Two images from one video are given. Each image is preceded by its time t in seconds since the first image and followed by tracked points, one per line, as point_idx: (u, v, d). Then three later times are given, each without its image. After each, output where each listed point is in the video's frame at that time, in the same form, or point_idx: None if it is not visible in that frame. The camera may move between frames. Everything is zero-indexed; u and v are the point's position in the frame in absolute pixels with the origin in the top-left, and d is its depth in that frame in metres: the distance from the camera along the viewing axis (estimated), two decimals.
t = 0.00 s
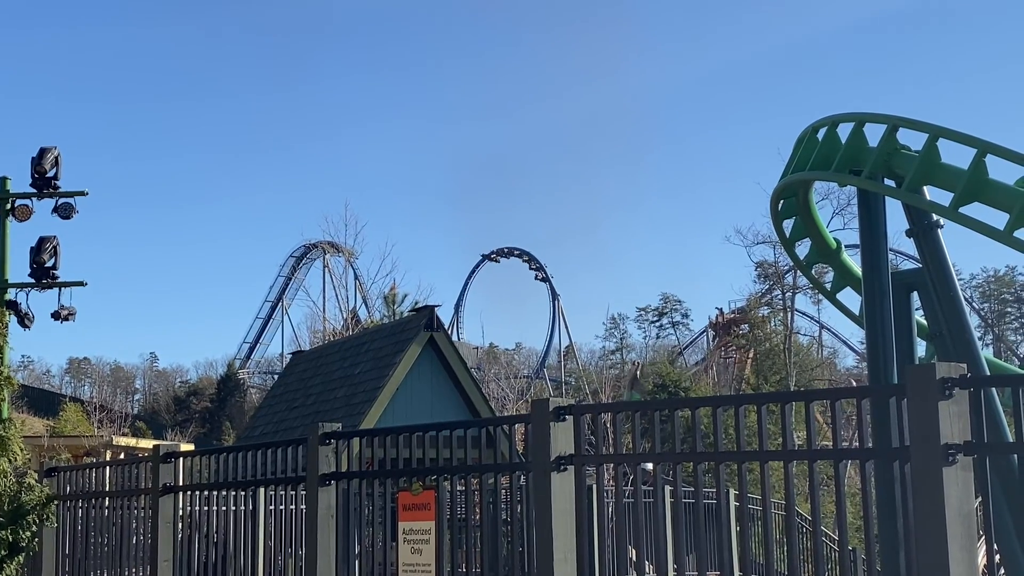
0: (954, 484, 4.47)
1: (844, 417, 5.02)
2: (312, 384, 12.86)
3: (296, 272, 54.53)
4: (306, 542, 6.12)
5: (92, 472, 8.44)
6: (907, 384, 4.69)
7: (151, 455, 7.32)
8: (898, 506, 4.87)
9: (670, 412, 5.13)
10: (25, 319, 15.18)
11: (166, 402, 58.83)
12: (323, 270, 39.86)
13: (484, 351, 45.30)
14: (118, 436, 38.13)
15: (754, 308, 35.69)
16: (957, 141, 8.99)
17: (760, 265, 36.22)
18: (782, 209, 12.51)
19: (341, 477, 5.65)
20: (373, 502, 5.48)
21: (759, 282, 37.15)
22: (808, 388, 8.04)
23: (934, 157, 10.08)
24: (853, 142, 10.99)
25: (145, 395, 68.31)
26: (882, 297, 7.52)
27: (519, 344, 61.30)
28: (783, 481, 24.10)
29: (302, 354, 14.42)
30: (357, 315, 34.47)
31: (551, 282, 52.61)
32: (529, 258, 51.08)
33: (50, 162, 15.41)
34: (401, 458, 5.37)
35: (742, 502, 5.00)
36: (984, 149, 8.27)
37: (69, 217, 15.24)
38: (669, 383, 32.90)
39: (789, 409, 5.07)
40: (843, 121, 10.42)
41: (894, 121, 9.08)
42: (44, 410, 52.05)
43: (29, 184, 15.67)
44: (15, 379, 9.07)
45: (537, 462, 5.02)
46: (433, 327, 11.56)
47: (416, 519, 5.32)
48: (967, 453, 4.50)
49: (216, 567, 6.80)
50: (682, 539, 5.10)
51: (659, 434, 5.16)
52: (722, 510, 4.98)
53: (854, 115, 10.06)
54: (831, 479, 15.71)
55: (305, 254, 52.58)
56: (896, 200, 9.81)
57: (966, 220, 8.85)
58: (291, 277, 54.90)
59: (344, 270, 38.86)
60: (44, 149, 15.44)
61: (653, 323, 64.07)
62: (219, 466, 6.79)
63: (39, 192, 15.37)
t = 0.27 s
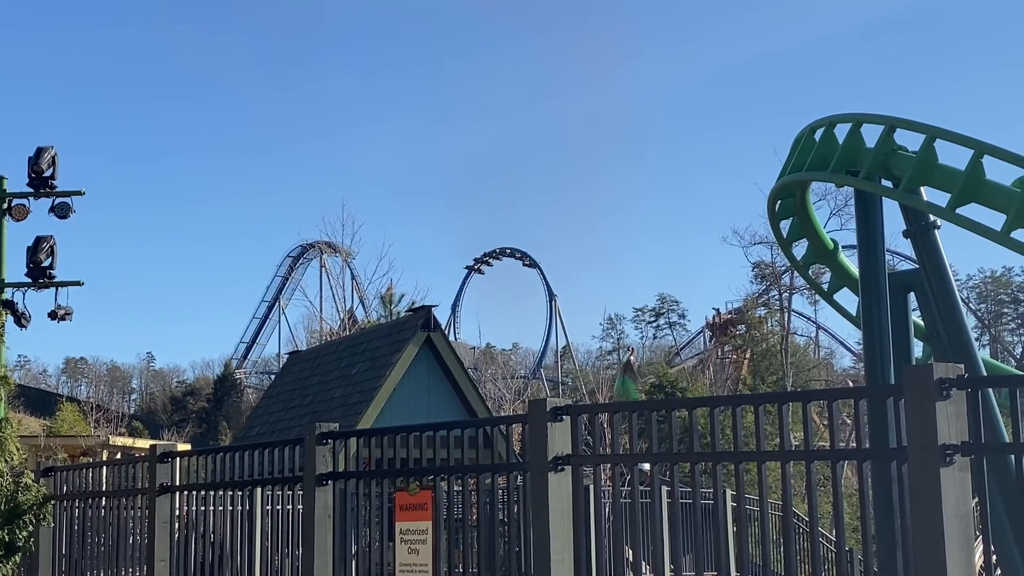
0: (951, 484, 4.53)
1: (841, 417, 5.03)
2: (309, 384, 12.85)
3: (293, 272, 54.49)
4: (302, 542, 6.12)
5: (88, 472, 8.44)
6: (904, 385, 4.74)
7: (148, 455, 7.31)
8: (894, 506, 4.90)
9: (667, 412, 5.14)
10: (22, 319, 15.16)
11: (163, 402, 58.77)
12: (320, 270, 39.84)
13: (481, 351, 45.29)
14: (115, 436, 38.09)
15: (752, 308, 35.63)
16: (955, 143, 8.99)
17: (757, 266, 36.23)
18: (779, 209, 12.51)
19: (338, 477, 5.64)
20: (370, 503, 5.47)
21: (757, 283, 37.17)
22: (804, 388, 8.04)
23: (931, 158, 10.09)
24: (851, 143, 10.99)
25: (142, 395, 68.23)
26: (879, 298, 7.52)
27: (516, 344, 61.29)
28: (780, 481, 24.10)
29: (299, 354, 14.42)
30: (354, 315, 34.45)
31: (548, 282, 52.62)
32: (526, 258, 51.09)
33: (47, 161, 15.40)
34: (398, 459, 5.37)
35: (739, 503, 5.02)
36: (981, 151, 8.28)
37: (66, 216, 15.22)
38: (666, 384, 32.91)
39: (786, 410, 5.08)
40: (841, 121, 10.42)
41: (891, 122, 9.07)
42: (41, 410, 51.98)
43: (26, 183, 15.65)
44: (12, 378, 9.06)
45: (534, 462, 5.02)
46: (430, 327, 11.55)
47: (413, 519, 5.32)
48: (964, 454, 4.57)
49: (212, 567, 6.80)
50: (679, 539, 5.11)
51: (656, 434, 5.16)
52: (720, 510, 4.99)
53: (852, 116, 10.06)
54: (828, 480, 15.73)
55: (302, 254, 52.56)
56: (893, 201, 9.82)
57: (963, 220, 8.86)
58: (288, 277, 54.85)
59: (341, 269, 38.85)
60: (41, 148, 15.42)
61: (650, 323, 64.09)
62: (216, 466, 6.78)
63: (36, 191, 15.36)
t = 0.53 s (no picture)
0: (948, 484, 4.56)
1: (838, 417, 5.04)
2: (305, 384, 12.83)
3: (289, 272, 54.41)
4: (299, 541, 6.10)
5: (84, 471, 8.43)
6: (901, 384, 4.77)
7: (145, 454, 7.30)
8: (892, 507, 4.91)
9: (663, 412, 5.14)
10: (18, 317, 15.13)
11: (158, 401, 58.67)
12: (317, 269, 39.77)
13: (477, 351, 45.27)
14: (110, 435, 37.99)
15: (748, 308, 35.23)
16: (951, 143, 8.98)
17: (753, 266, 36.23)
18: (776, 209, 12.52)
19: (335, 476, 5.62)
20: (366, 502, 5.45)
21: (753, 283, 37.17)
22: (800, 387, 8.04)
23: (927, 158, 10.10)
24: (847, 143, 11.00)
25: (137, 395, 68.12)
26: (875, 298, 7.52)
27: (512, 345, 61.26)
28: (776, 481, 24.11)
29: (295, 353, 14.40)
30: (350, 315, 34.39)
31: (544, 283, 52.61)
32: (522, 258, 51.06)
33: (44, 160, 15.36)
34: (394, 458, 5.35)
35: (735, 502, 5.03)
36: (977, 151, 8.28)
37: (63, 215, 15.19)
38: (662, 384, 32.90)
39: (782, 410, 5.08)
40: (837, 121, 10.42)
41: (887, 123, 9.06)
42: (36, 409, 51.86)
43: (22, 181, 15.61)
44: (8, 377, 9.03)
45: (531, 461, 5.02)
46: (426, 327, 11.55)
47: (409, 519, 5.31)
48: (961, 453, 4.59)
49: (208, 567, 6.78)
50: (676, 539, 5.11)
51: (653, 434, 5.16)
52: (716, 509, 5.00)
53: (848, 116, 10.07)
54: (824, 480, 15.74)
55: (298, 253, 52.55)
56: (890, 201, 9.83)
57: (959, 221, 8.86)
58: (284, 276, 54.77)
59: (337, 269, 38.84)
60: (37, 146, 15.39)
61: (646, 323, 64.11)
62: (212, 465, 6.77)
63: (32, 190, 15.33)
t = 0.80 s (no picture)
0: (942, 484, 4.58)
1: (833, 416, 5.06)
2: (300, 383, 12.83)
3: (285, 271, 54.39)
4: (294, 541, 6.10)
5: (80, 471, 8.41)
6: (896, 385, 4.78)
7: (140, 453, 7.30)
8: (886, 506, 4.92)
9: (659, 412, 5.14)
10: (13, 317, 15.12)
11: (153, 400, 58.62)
12: (313, 268, 39.75)
13: (473, 351, 45.27)
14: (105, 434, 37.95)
15: (743, 308, 35.39)
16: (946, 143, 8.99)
17: (749, 266, 36.25)
18: (771, 209, 12.53)
19: (331, 476, 5.62)
20: (362, 502, 5.46)
21: (749, 283, 37.20)
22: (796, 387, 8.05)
23: (923, 158, 10.11)
24: (843, 143, 11.01)
25: (132, 394, 68.07)
26: (870, 299, 7.53)
27: (508, 344, 61.28)
28: (771, 481, 24.13)
29: (291, 353, 14.40)
30: (346, 314, 34.38)
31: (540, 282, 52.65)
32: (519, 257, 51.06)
33: (39, 159, 15.35)
34: (390, 458, 5.35)
35: (730, 502, 5.03)
36: (972, 151, 8.29)
37: (58, 214, 15.18)
38: (658, 383, 32.93)
39: (777, 410, 5.09)
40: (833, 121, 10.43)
41: (882, 123, 9.07)
42: (31, 408, 51.80)
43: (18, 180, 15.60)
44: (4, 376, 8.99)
45: (526, 461, 5.03)
46: (422, 327, 11.56)
47: (404, 518, 5.30)
48: (956, 454, 4.60)
49: (203, 566, 6.78)
50: (671, 539, 5.11)
51: (648, 434, 5.17)
52: (712, 509, 5.01)
53: (844, 117, 10.08)
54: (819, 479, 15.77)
55: (293, 252, 52.54)
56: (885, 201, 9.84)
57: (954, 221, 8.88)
58: (280, 275, 54.76)
59: (333, 268, 38.85)
60: (33, 145, 15.37)
61: (642, 322, 64.16)
62: (207, 464, 6.76)
63: (28, 189, 15.32)
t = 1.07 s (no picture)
0: (934, 484, 4.60)
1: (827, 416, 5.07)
2: (294, 382, 12.82)
3: (279, 270, 54.37)
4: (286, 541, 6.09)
5: (73, 469, 8.43)
6: (890, 385, 4.80)
7: (133, 452, 7.29)
8: (879, 506, 4.93)
9: (653, 412, 5.15)
10: (6, 315, 15.10)
11: (147, 399, 58.55)
12: (306, 267, 39.74)
13: (467, 350, 45.26)
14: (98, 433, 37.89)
15: (737, 308, 35.51)
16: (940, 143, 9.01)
17: (743, 266, 36.29)
18: (765, 209, 12.53)
19: (324, 475, 5.62)
20: (355, 501, 5.45)
21: (742, 283, 37.25)
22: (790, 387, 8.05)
23: (916, 158, 10.13)
24: (837, 143, 11.02)
25: (126, 393, 67.98)
26: (864, 299, 7.54)
27: (502, 344, 61.30)
28: (764, 480, 24.16)
29: (285, 352, 14.40)
30: (340, 313, 34.37)
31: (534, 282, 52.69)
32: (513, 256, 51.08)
33: (33, 157, 15.32)
34: (384, 457, 5.35)
35: (723, 501, 5.04)
36: (966, 151, 8.31)
37: (52, 213, 15.16)
38: (652, 383, 32.97)
39: (771, 410, 5.10)
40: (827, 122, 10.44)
41: (876, 123, 9.08)
42: (25, 407, 51.71)
43: (11, 179, 15.57)
44: None
45: (520, 460, 5.04)
46: (416, 326, 11.57)
47: (398, 518, 5.29)
48: (948, 454, 4.62)
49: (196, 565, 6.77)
50: (665, 538, 5.12)
51: (642, 434, 5.18)
52: (705, 509, 5.02)
53: (837, 117, 10.08)
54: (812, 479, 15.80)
55: (287, 251, 52.53)
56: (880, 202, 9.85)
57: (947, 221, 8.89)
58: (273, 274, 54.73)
59: (327, 268, 38.85)
60: (26, 144, 15.35)
61: (636, 322, 64.21)
62: (201, 464, 6.76)
63: (22, 187, 15.30)
